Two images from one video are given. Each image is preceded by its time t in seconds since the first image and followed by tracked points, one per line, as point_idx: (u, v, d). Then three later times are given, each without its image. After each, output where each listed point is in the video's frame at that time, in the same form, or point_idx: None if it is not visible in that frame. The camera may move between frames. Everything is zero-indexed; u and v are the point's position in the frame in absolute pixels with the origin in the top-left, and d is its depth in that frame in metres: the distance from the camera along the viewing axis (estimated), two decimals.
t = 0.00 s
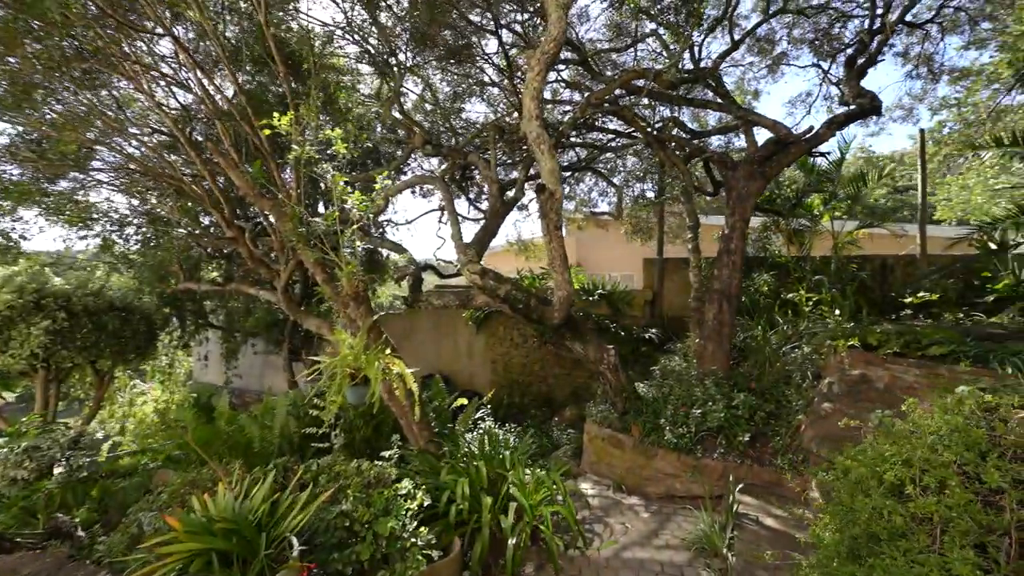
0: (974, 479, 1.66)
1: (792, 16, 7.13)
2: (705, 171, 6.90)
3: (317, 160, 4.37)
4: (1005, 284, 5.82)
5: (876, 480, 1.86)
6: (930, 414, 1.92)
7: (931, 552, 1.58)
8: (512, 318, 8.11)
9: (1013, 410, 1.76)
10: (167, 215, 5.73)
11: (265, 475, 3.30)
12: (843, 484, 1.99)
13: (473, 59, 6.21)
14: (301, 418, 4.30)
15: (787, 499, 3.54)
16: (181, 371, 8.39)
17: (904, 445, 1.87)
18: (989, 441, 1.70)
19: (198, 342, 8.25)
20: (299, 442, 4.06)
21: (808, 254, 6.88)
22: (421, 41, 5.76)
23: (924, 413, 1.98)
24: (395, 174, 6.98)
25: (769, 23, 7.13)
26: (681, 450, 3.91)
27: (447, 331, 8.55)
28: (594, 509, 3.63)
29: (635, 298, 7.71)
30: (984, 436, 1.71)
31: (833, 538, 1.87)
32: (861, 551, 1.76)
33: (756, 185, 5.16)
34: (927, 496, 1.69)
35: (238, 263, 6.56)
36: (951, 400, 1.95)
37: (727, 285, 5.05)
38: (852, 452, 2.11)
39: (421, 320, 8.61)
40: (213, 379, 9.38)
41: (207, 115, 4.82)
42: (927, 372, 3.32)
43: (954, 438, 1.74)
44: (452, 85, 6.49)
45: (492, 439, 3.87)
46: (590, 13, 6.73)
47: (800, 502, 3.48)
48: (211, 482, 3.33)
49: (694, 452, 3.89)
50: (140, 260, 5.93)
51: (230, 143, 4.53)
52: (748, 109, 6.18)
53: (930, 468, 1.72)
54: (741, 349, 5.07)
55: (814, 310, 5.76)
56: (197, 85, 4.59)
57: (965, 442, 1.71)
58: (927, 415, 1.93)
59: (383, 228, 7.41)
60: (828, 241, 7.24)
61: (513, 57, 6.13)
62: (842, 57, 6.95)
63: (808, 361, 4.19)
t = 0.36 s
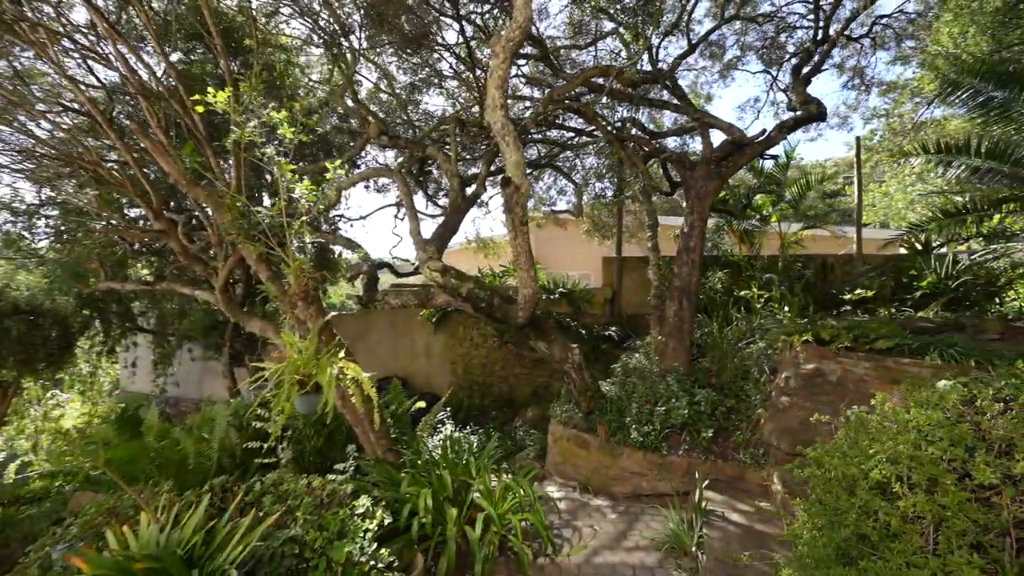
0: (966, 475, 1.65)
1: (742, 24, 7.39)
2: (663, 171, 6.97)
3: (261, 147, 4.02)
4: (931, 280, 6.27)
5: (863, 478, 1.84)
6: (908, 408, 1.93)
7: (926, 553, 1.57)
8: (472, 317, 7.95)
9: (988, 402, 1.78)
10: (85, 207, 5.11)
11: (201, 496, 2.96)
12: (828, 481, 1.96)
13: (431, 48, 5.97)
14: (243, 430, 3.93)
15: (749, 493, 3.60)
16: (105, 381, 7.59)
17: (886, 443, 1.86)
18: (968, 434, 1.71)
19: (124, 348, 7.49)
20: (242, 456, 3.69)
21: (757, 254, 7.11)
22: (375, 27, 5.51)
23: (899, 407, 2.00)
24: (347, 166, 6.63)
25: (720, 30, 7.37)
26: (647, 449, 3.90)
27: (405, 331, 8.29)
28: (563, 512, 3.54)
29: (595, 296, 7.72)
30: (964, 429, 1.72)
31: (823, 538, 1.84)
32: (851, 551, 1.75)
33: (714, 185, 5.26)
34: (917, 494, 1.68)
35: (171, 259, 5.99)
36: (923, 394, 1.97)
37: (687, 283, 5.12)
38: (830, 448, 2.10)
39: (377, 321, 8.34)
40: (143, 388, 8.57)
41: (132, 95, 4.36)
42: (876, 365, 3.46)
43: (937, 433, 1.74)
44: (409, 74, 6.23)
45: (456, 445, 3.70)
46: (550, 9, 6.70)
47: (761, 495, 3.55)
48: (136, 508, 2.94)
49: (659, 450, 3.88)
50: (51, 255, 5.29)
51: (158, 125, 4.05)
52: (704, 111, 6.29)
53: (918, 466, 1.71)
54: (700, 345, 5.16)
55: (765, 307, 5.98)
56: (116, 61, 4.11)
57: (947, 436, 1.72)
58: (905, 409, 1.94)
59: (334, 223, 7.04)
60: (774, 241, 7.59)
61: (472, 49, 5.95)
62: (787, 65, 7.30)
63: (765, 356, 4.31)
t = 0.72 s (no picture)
0: (992, 487, 1.66)
1: (713, 26, 7.45)
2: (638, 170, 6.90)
3: (215, 133, 3.69)
4: (892, 280, 6.52)
5: (879, 490, 1.84)
6: (918, 414, 1.93)
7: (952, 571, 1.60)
8: (444, 317, 7.70)
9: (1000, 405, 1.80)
10: (12, 198, 4.61)
11: (142, 522, 2.64)
12: (840, 491, 1.97)
13: (401, 37, 5.77)
14: (196, 443, 3.60)
15: (731, 495, 3.55)
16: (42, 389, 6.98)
17: (901, 452, 1.86)
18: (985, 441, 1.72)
19: (64, 353, 6.90)
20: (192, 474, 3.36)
21: (730, 253, 7.12)
22: (343, 12, 5.29)
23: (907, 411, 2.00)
24: (312, 158, 6.29)
25: (692, 32, 7.43)
26: (629, 452, 3.80)
27: (377, 332, 8.01)
28: (543, 521, 3.38)
29: (570, 295, 7.55)
30: (981, 437, 1.73)
31: (834, 553, 1.87)
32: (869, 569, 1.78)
33: (691, 183, 5.22)
34: (941, 509, 1.69)
35: (114, 256, 5.51)
36: (930, 398, 1.98)
37: (664, 282, 5.05)
38: (838, 455, 2.09)
39: (344, 322, 8.07)
40: (87, 396, 7.94)
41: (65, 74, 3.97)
42: (854, 363, 3.46)
43: (956, 441, 1.75)
44: (379, 64, 6.03)
45: (429, 454, 3.48)
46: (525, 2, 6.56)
47: (743, 496, 3.50)
48: (63, 538, 2.60)
49: (641, 453, 3.79)
50: None
51: (95, 107, 3.66)
52: (680, 110, 6.26)
53: (941, 481, 1.71)
54: (678, 344, 5.11)
55: (739, 306, 6.01)
56: (45, 35, 3.70)
57: (964, 446, 1.73)
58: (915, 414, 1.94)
59: (298, 219, 6.72)
60: (746, 241, 7.68)
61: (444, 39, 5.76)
62: (757, 68, 7.41)
63: (743, 355, 4.28)
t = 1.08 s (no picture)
0: None
1: (689, 27, 7.45)
2: (615, 169, 6.82)
3: (163, 119, 3.36)
4: (862, 279, 6.48)
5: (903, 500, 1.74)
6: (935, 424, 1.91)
7: None
8: (417, 319, 7.44)
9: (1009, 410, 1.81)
10: None
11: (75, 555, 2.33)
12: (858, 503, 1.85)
13: (372, 25, 5.55)
14: (144, 460, 3.27)
15: (716, 499, 3.48)
16: None
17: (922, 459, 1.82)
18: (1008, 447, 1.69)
19: None
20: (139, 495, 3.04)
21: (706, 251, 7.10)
22: None
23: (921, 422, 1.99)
24: (276, 150, 5.93)
25: (667, 33, 7.43)
26: (612, 457, 3.69)
27: (346, 336, 7.67)
28: (525, 534, 3.22)
29: (547, 295, 7.42)
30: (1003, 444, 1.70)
31: None
32: None
33: (670, 181, 5.15)
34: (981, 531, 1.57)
35: (52, 254, 5.02)
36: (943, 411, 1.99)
37: (645, 282, 4.97)
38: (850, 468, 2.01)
39: (311, 326, 7.69)
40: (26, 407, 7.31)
41: None
42: (837, 363, 3.43)
43: (985, 455, 1.68)
44: (348, 54, 5.81)
45: (403, 467, 3.27)
46: None
47: (729, 501, 3.44)
48: None
49: (625, 459, 3.67)
50: None
51: (25, 86, 3.28)
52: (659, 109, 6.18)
53: (977, 498, 1.62)
54: (658, 345, 5.05)
55: (716, 306, 6.01)
56: None
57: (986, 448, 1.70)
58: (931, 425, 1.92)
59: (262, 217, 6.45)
60: (722, 241, 7.66)
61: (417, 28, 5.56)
62: (731, 70, 7.47)
63: (723, 356, 4.24)
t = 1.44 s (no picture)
0: None
1: (660, 29, 7.49)
2: (589, 168, 6.75)
3: (98, 98, 3.00)
4: (823, 279, 6.62)
5: (911, 507, 1.61)
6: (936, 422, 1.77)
7: None
8: (387, 321, 7.14)
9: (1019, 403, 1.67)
10: None
11: None
12: (860, 511, 1.75)
13: (338, 11, 5.26)
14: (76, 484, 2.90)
15: (698, 502, 3.43)
16: None
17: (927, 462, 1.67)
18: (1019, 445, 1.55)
19: None
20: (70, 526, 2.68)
21: (678, 250, 7.12)
22: None
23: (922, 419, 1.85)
24: (232, 140, 5.53)
25: (639, 34, 7.44)
26: (594, 463, 3.59)
27: (309, 339, 7.25)
28: (506, 548, 3.06)
29: (520, 295, 7.27)
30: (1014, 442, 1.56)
31: None
32: None
33: (647, 180, 5.12)
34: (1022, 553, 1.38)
35: None
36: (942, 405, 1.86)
37: (622, 282, 4.90)
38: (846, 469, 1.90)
39: (270, 329, 7.18)
40: None
41: None
42: (814, 363, 3.45)
43: (1014, 465, 1.49)
44: (312, 42, 5.52)
45: (374, 481, 3.03)
46: None
47: (711, 504, 3.40)
48: None
49: (607, 464, 3.58)
50: None
51: None
52: (633, 108, 6.13)
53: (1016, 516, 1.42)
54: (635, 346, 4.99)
55: (690, 305, 6.03)
56: None
57: (995, 447, 1.56)
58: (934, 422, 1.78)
59: (216, 211, 6.05)
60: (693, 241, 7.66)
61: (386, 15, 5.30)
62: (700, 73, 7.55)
63: (700, 356, 4.22)
